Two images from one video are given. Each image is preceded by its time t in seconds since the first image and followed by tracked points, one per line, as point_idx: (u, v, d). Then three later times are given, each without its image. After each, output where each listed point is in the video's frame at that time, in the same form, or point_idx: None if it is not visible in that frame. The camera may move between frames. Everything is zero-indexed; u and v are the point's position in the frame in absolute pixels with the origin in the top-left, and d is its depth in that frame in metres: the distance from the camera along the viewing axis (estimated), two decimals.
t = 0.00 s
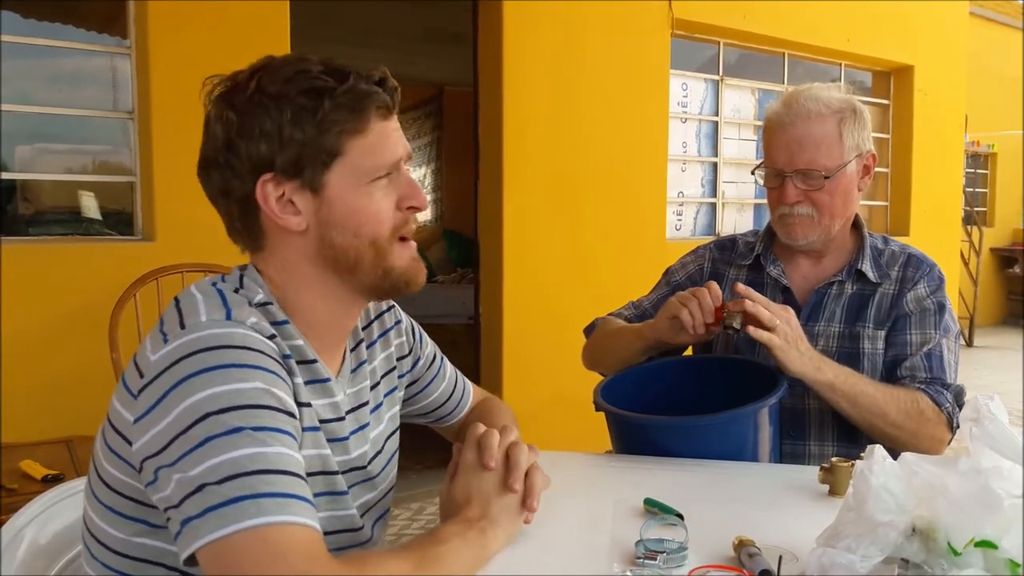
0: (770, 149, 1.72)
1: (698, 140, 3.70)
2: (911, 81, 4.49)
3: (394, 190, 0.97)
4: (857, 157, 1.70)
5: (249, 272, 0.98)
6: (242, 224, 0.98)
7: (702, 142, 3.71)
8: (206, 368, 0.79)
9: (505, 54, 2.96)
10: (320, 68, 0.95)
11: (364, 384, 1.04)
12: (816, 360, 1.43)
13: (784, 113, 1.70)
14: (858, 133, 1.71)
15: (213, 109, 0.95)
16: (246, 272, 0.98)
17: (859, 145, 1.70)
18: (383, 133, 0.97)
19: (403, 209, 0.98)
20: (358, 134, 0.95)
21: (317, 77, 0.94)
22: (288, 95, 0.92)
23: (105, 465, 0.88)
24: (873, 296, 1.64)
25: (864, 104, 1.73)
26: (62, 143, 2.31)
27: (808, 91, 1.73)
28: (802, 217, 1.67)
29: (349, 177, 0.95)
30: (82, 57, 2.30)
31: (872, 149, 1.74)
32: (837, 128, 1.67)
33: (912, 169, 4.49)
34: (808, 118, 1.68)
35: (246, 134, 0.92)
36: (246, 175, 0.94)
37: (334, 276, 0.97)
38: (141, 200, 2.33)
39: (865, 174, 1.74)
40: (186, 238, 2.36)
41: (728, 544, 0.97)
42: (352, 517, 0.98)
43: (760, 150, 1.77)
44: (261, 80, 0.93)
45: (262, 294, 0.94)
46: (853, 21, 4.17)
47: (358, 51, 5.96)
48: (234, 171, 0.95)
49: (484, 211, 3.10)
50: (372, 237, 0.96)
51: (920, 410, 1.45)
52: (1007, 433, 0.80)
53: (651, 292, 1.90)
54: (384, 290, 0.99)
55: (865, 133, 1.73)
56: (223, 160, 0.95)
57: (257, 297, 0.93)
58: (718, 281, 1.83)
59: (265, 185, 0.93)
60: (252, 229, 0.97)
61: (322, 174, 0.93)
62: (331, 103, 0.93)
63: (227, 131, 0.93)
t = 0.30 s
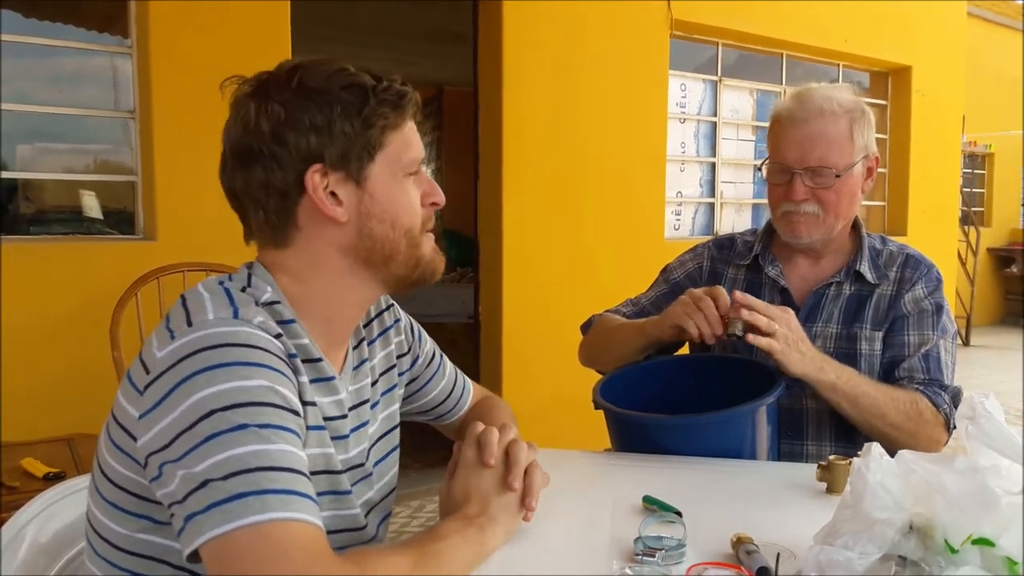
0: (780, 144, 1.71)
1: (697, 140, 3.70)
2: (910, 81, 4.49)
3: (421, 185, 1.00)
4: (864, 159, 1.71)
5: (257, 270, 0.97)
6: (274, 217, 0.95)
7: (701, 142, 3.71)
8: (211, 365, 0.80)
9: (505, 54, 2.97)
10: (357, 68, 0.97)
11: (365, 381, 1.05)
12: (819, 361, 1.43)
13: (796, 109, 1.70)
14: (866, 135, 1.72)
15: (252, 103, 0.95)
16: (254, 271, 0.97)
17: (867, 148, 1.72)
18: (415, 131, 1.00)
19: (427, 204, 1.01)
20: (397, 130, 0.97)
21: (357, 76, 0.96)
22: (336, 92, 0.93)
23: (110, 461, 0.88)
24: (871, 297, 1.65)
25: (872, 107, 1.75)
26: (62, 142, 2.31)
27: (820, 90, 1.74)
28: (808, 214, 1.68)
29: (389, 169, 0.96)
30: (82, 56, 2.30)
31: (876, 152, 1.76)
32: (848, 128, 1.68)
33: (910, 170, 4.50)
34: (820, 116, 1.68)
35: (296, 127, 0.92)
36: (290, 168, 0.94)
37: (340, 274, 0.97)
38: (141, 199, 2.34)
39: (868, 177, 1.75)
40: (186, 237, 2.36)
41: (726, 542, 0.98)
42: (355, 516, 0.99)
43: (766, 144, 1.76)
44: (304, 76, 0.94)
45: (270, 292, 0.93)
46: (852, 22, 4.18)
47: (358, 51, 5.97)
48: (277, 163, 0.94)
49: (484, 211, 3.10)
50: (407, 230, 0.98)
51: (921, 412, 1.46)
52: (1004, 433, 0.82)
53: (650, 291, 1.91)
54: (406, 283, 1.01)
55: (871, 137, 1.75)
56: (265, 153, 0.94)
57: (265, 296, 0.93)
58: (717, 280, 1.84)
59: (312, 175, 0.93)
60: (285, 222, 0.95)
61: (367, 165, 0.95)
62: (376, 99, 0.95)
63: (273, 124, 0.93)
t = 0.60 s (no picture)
0: (799, 140, 1.67)
1: (698, 139, 3.69)
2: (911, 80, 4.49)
3: (434, 196, 1.00)
4: (880, 161, 1.68)
5: (258, 270, 0.96)
6: (286, 216, 0.95)
7: (702, 140, 3.70)
8: (209, 364, 0.79)
9: (505, 54, 2.97)
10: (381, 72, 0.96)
11: (366, 383, 1.04)
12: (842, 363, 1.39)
13: (818, 106, 1.66)
14: (885, 137, 1.69)
15: (273, 100, 0.94)
16: (255, 271, 0.97)
17: (884, 149, 1.69)
18: (433, 140, 1.00)
19: (438, 216, 1.01)
20: (416, 139, 0.96)
21: (382, 80, 0.95)
22: (359, 95, 0.92)
23: (107, 461, 0.88)
24: (877, 299, 1.64)
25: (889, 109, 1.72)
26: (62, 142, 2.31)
27: (843, 87, 1.70)
28: (821, 213, 1.65)
29: (405, 178, 0.96)
30: (81, 56, 2.29)
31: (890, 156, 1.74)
32: (868, 129, 1.65)
33: (912, 169, 4.49)
34: (842, 115, 1.65)
35: (315, 128, 0.91)
36: (306, 169, 0.93)
37: (342, 275, 0.96)
38: (141, 198, 2.33)
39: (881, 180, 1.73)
40: (186, 237, 2.36)
41: (727, 542, 0.97)
42: (355, 517, 0.99)
43: (783, 139, 1.72)
44: (329, 77, 0.93)
45: (270, 293, 0.93)
46: (853, 21, 4.17)
47: (359, 51, 5.97)
48: (293, 162, 0.93)
49: (484, 211, 3.10)
50: (416, 240, 0.98)
51: (929, 417, 1.44)
52: (1004, 431, 0.82)
53: (659, 278, 1.86)
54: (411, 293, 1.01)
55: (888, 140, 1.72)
56: (281, 151, 0.93)
57: (265, 296, 0.92)
58: (724, 276, 1.81)
59: (328, 179, 0.92)
60: (297, 223, 0.95)
61: (383, 173, 0.94)
62: (398, 105, 0.94)
63: (292, 123, 0.92)
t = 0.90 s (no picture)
0: (812, 137, 1.66)
1: (698, 138, 3.69)
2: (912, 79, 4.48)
3: (449, 209, 1.00)
4: (890, 163, 1.69)
5: (260, 270, 0.97)
6: (301, 216, 0.94)
7: (702, 139, 3.70)
8: (206, 364, 0.79)
9: (506, 54, 2.97)
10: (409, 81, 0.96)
11: (366, 385, 1.04)
12: (861, 373, 1.39)
13: (833, 104, 1.65)
14: (896, 138, 1.69)
15: (299, 100, 0.93)
16: (256, 272, 0.97)
17: (894, 151, 1.69)
18: (453, 152, 1.00)
19: (452, 228, 1.01)
20: (438, 151, 0.97)
21: (410, 90, 0.95)
22: (387, 102, 0.92)
23: (107, 460, 0.88)
24: (886, 301, 1.64)
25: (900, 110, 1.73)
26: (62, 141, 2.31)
27: (858, 87, 1.69)
28: (831, 213, 1.64)
29: (423, 190, 0.96)
30: (82, 55, 2.30)
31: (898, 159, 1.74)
32: (881, 129, 1.65)
33: (912, 167, 4.49)
34: (856, 115, 1.64)
35: (339, 131, 0.91)
36: (326, 172, 0.92)
37: (342, 276, 0.96)
38: (141, 198, 2.34)
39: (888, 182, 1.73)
40: (185, 237, 2.36)
41: (726, 541, 0.97)
42: (354, 517, 0.99)
43: (794, 136, 1.71)
44: (357, 82, 0.92)
45: (270, 293, 0.93)
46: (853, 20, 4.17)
47: (359, 51, 5.98)
48: (313, 164, 0.92)
49: (485, 211, 3.10)
50: (428, 253, 0.98)
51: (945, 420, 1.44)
52: (1001, 428, 0.83)
53: (683, 271, 1.76)
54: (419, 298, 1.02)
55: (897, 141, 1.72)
56: (303, 152, 0.92)
57: (265, 296, 0.93)
58: (738, 273, 1.77)
59: (348, 186, 0.92)
60: (311, 224, 0.94)
61: (402, 183, 0.94)
62: (423, 116, 0.94)
63: (317, 125, 0.91)
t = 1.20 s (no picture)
0: (815, 138, 1.66)
1: (696, 138, 3.69)
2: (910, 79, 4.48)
3: (445, 220, 0.99)
4: (893, 164, 1.69)
5: (257, 270, 0.97)
6: (292, 209, 0.95)
7: (701, 140, 3.70)
8: (200, 364, 0.79)
9: (505, 55, 2.97)
10: (415, 86, 0.96)
11: (363, 387, 1.03)
12: (870, 383, 1.40)
13: (837, 104, 1.65)
14: (901, 139, 1.69)
15: (300, 94, 0.95)
16: (253, 272, 0.97)
17: (898, 153, 1.69)
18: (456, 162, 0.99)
19: (447, 239, 1.00)
20: (435, 159, 0.96)
21: (412, 95, 0.95)
22: (385, 104, 0.93)
23: (104, 461, 0.88)
24: (889, 304, 1.65)
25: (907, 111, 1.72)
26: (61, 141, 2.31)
27: (864, 87, 1.69)
28: (833, 214, 1.64)
29: (416, 196, 0.95)
30: (79, 55, 2.29)
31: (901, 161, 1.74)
32: (886, 130, 1.64)
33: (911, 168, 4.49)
34: (861, 115, 1.64)
35: (332, 128, 0.92)
36: (316, 168, 0.93)
37: (336, 276, 0.95)
38: (139, 198, 2.33)
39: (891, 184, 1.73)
40: (184, 237, 2.35)
41: (725, 541, 0.97)
42: (352, 517, 0.99)
43: (797, 137, 1.71)
44: (358, 82, 0.93)
45: (265, 294, 0.93)
46: (852, 21, 4.18)
47: (358, 51, 5.99)
48: (304, 159, 0.93)
49: (484, 211, 3.09)
50: (416, 259, 0.97)
51: (951, 426, 1.44)
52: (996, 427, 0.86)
53: (685, 274, 1.75)
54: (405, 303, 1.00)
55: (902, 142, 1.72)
56: (296, 146, 0.94)
57: (261, 297, 0.92)
58: (741, 276, 1.76)
59: (335, 183, 0.92)
60: (301, 219, 0.95)
61: (392, 186, 0.93)
62: (421, 120, 0.94)
63: (312, 120, 0.93)
